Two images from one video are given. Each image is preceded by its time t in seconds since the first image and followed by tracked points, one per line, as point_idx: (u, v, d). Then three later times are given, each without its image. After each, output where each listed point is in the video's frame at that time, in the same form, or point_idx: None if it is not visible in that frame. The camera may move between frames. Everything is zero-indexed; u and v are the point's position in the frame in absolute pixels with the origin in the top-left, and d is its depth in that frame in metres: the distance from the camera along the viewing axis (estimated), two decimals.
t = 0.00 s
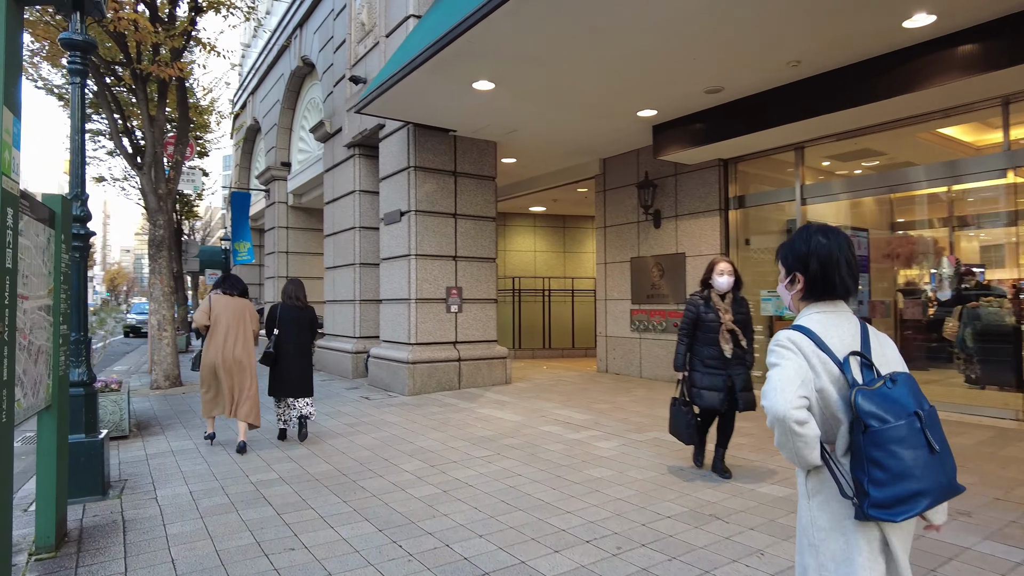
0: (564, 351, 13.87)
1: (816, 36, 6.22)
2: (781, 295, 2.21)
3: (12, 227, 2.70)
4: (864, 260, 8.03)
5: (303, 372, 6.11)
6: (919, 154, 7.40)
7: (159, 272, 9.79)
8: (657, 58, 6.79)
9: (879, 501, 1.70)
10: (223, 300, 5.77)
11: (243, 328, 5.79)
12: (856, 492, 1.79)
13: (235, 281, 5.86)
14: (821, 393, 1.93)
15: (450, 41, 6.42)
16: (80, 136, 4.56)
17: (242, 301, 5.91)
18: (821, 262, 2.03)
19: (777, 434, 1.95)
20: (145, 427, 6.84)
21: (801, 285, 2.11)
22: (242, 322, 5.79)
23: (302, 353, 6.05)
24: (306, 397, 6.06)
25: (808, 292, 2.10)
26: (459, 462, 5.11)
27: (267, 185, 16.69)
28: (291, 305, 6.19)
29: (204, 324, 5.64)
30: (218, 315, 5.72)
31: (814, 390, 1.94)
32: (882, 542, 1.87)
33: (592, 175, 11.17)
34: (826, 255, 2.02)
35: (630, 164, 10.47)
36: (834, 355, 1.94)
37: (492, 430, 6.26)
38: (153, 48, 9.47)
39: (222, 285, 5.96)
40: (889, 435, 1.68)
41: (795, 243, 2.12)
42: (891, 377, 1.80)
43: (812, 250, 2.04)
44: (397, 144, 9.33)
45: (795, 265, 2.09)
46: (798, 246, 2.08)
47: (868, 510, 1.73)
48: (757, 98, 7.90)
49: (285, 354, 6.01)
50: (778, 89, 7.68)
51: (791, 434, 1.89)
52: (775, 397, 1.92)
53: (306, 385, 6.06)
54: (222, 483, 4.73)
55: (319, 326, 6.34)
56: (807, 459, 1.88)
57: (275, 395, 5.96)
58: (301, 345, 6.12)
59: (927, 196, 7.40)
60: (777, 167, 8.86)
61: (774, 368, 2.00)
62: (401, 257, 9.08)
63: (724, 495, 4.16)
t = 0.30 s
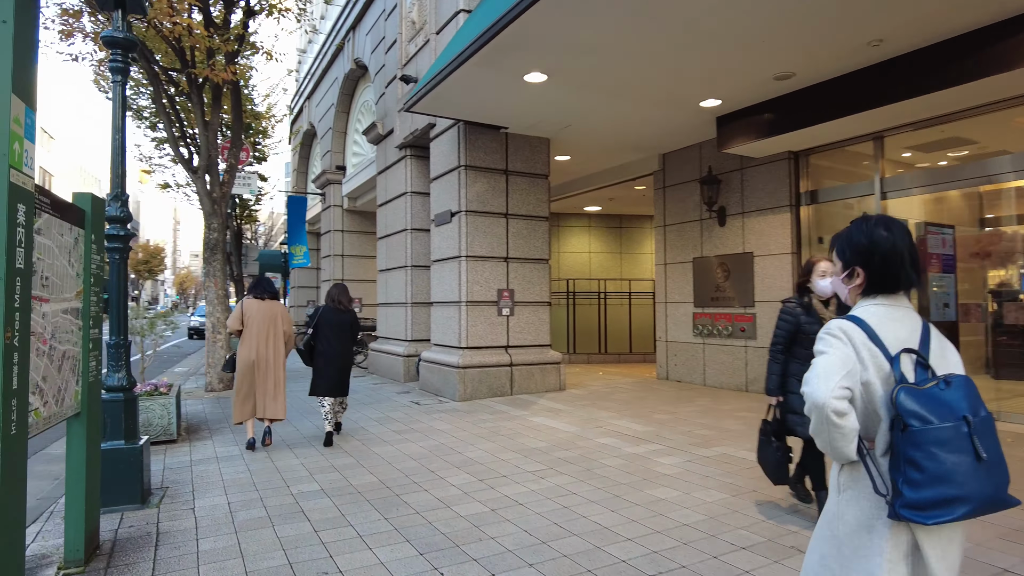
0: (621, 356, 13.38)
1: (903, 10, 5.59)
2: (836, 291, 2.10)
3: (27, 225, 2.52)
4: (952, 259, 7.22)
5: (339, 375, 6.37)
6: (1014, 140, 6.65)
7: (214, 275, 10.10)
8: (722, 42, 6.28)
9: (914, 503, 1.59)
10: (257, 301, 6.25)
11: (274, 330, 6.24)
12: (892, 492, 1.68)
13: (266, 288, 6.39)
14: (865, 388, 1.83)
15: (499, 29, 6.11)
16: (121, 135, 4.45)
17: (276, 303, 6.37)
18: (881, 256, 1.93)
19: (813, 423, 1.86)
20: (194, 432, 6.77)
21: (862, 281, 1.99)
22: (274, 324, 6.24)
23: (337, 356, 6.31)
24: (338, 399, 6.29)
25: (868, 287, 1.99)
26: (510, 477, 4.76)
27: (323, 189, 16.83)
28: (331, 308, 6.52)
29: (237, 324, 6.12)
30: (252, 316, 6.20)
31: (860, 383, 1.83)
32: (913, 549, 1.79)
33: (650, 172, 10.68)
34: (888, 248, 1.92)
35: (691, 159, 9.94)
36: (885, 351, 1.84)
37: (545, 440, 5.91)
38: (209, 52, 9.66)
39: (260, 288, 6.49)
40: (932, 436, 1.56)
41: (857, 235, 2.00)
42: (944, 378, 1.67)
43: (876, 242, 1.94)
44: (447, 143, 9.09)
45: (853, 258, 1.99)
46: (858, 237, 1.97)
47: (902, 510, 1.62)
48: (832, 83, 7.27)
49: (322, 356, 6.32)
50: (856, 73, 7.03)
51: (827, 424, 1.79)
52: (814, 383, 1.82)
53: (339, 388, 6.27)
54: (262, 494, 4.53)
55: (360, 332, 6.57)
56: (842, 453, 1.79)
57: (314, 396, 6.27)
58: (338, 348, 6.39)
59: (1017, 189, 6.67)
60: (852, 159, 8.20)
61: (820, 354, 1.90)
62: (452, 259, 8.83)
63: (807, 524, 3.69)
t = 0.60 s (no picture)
0: (678, 361, 12.78)
1: None
2: (885, 310, 1.84)
3: (20, 221, 2.28)
4: None
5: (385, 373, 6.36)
6: None
7: (263, 276, 10.13)
8: (790, 21, 5.72)
9: (981, 543, 1.35)
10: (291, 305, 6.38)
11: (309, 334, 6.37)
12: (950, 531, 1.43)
13: (301, 291, 6.47)
14: (915, 415, 1.56)
15: (547, 10, 5.72)
16: (152, 130, 4.28)
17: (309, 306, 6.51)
18: (934, 274, 1.65)
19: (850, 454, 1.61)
20: (235, 437, 6.63)
21: (914, 300, 1.72)
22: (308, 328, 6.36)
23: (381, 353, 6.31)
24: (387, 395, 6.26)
25: (921, 306, 1.72)
26: (557, 496, 4.38)
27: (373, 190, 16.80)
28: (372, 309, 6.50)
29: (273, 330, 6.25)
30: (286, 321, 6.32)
31: (907, 410, 1.57)
32: None
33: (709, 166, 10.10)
34: (943, 265, 1.65)
35: (754, 151, 9.33)
36: (940, 373, 1.57)
37: (596, 454, 5.49)
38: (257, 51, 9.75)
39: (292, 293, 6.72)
40: (1003, 470, 1.30)
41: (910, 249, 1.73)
42: (1016, 402, 1.40)
43: (929, 258, 1.66)
44: (494, 139, 8.75)
45: (903, 276, 1.73)
46: (908, 253, 1.71)
47: (965, 552, 1.38)
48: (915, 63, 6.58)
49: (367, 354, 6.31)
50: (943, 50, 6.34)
51: (867, 455, 1.54)
52: (850, 411, 1.57)
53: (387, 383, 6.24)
54: (293, 509, 4.28)
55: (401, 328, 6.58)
56: (884, 487, 1.56)
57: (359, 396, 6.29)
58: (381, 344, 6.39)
59: None
60: (933, 147, 7.46)
61: (857, 380, 1.65)
62: (498, 259, 8.50)
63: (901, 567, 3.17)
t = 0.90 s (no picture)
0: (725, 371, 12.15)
1: None
2: (894, 308, 1.83)
3: None
4: None
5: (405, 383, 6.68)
6: None
7: (295, 283, 10.00)
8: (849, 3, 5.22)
9: (1002, 561, 1.32)
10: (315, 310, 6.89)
11: (330, 336, 6.84)
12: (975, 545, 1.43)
13: (324, 298, 6.98)
14: (924, 425, 1.57)
15: None
16: (163, 129, 4.05)
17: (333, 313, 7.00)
18: (938, 272, 1.65)
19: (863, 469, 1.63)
20: (260, 449, 6.43)
21: (920, 299, 1.73)
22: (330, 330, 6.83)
23: (402, 363, 6.63)
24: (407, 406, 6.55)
25: (928, 306, 1.72)
26: (593, 525, 3.98)
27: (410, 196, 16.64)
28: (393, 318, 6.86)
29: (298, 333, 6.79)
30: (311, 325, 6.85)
31: (915, 421, 1.58)
32: None
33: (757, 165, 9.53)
34: (949, 264, 1.64)
35: (806, 147, 8.75)
36: (949, 382, 1.56)
37: (637, 476, 5.07)
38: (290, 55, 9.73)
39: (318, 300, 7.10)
40: (1016, 482, 1.29)
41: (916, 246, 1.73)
42: None
43: (933, 256, 1.66)
44: (529, 139, 8.39)
45: (908, 275, 1.73)
46: (914, 252, 1.71)
47: (990, 569, 1.36)
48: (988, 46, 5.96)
49: (389, 363, 6.65)
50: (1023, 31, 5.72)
51: (877, 471, 1.56)
52: (855, 428, 1.59)
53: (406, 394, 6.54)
54: (306, 534, 3.98)
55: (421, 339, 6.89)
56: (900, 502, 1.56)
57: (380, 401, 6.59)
58: (402, 354, 6.72)
59: None
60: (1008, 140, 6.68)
61: (864, 392, 1.66)
62: (533, 264, 8.13)
63: None
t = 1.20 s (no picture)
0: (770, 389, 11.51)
1: None
2: (919, 346, 1.84)
3: None
4: None
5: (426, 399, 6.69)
6: None
7: (323, 297, 9.81)
8: None
9: None
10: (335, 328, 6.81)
11: (349, 354, 6.71)
12: None
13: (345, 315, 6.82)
14: (966, 475, 1.59)
15: None
16: (169, 138, 3.84)
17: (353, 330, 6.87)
18: (975, 315, 1.65)
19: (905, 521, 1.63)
20: (280, 472, 6.18)
21: (950, 341, 1.74)
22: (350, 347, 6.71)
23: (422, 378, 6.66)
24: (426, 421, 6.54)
25: (959, 349, 1.73)
26: (631, 569, 3.57)
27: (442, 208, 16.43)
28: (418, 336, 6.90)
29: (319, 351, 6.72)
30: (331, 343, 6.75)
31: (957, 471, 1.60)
32: None
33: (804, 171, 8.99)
34: (987, 308, 1.64)
35: (858, 151, 8.19)
36: (986, 430, 1.59)
37: (679, 511, 4.62)
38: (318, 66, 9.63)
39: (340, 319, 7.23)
40: None
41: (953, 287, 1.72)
42: None
43: (973, 299, 1.66)
44: (561, 147, 8.04)
45: (943, 316, 1.72)
46: (951, 292, 1.70)
47: None
48: None
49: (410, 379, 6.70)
50: None
51: (925, 525, 1.56)
52: (903, 478, 1.60)
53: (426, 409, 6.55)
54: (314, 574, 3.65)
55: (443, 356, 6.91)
56: (946, 557, 1.57)
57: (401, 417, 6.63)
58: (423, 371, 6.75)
59: None
60: None
61: (903, 440, 1.67)
62: (566, 277, 7.75)
63: None
